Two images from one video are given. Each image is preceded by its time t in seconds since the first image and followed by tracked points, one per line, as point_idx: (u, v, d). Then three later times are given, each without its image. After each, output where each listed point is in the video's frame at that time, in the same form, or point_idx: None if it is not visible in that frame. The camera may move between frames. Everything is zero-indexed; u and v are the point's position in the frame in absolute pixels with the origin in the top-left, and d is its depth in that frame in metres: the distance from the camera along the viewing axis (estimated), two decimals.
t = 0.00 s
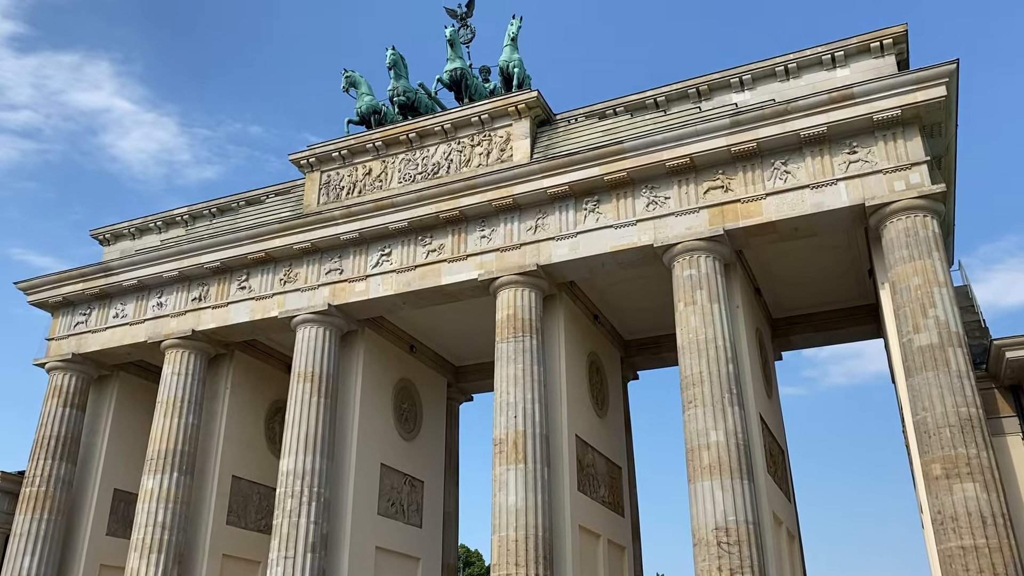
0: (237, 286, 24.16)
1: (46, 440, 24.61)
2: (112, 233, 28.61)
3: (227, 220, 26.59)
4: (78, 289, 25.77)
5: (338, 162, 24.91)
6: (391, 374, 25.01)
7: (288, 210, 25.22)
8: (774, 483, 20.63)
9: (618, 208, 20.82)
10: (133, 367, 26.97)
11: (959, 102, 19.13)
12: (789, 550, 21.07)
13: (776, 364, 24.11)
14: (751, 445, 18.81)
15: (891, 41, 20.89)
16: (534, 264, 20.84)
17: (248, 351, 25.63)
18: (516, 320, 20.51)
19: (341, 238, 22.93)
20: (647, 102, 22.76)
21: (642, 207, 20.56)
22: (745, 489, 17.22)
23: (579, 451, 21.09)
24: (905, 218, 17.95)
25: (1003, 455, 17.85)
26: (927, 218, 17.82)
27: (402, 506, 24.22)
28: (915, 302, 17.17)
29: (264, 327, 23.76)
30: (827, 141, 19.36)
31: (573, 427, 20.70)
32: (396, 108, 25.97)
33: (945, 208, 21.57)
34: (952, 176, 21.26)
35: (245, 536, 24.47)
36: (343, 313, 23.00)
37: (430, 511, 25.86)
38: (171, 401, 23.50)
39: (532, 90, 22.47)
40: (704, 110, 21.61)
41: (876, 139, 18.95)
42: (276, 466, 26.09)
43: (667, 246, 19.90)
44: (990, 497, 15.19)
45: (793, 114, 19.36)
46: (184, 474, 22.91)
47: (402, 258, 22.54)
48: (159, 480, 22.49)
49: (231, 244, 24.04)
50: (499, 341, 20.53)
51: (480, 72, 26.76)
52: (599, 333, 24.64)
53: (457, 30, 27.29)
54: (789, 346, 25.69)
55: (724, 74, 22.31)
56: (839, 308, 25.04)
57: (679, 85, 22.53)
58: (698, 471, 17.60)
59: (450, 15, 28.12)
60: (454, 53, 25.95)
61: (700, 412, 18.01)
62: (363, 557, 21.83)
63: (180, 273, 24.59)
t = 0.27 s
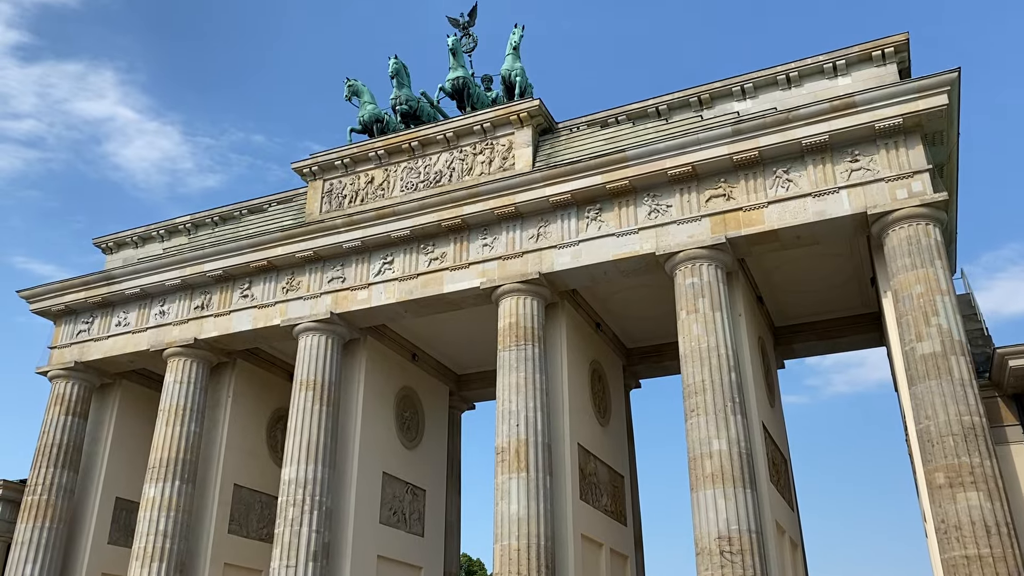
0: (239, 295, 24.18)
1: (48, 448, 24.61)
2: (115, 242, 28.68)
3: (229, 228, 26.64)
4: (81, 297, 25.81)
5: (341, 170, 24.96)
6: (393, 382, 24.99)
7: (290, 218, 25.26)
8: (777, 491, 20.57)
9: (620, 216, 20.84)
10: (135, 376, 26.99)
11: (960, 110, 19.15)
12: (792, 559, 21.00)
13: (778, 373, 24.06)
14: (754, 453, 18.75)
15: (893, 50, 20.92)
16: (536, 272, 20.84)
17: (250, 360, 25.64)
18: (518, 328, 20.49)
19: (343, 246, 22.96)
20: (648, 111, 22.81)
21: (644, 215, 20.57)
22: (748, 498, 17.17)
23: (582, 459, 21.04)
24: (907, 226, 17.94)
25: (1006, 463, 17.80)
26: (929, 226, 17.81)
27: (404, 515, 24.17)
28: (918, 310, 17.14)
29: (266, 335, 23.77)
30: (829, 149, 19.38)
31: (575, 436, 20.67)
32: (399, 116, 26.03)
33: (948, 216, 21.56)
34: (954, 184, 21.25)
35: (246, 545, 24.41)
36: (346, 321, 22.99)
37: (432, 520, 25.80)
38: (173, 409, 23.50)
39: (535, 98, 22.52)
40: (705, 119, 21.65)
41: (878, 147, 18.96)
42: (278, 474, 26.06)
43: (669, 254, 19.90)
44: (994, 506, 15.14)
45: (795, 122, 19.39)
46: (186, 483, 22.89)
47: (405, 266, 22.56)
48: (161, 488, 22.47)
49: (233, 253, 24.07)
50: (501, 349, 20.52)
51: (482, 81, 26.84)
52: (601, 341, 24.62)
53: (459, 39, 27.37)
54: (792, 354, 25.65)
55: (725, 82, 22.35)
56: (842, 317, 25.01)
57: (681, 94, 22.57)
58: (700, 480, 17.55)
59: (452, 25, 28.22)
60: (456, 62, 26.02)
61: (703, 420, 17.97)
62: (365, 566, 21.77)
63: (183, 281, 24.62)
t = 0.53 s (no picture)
0: (242, 301, 24.20)
1: (51, 455, 24.61)
2: (118, 248, 28.72)
3: (232, 234, 26.67)
4: (83, 304, 25.84)
5: (344, 177, 25.00)
6: (395, 388, 24.97)
7: (293, 224, 25.29)
8: (780, 498, 20.52)
9: (622, 222, 20.84)
10: (138, 382, 27.00)
11: (963, 117, 19.16)
12: (795, 567, 20.93)
13: (781, 379, 24.02)
14: (757, 460, 18.70)
15: (895, 56, 20.94)
16: (538, 278, 20.84)
17: (252, 366, 25.64)
18: (521, 334, 20.49)
19: (346, 252, 22.98)
20: (651, 117, 22.84)
21: (646, 221, 20.58)
22: (751, 505, 17.13)
23: (584, 466, 20.99)
24: (910, 232, 17.93)
25: (1010, 470, 17.74)
26: (932, 232, 17.80)
27: (406, 522, 24.13)
28: (921, 317, 17.12)
29: (269, 341, 23.77)
30: (832, 156, 19.38)
31: (577, 442, 20.63)
32: (401, 123, 26.08)
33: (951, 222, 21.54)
34: (957, 191, 21.24)
35: (248, 551, 24.37)
36: (348, 328, 22.99)
37: (434, 527, 25.76)
38: (175, 416, 23.50)
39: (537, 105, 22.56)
40: (707, 125, 21.66)
41: (880, 154, 18.97)
42: (280, 480, 26.03)
43: (671, 261, 19.89)
44: (998, 513, 15.09)
45: (797, 129, 19.40)
46: (188, 489, 22.87)
47: (407, 272, 22.56)
48: (163, 495, 22.45)
49: (236, 259, 24.10)
50: (504, 356, 20.52)
51: (484, 88, 26.88)
52: (604, 348, 24.61)
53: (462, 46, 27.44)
54: (795, 361, 25.61)
55: (728, 89, 22.38)
56: (844, 323, 24.97)
57: (683, 100, 22.60)
58: (703, 487, 17.52)
59: (455, 31, 28.29)
60: (459, 68, 26.08)
61: (706, 427, 17.94)
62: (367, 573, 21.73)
63: (185, 288, 24.65)
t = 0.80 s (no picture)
0: (244, 306, 24.22)
1: (53, 459, 24.63)
2: (121, 253, 28.77)
3: (235, 239, 26.71)
4: (86, 308, 25.88)
5: (346, 181, 25.04)
6: (398, 393, 24.97)
7: (296, 229, 25.33)
8: (783, 503, 20.48)
9: (625, 227, 20.84)
10: (141, 387, 27.02)
11: (965, 122, 19.15)
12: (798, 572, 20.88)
13: (784, 384, 23.98)
14: (760, 465, 18.67)
15: (897, 61, 20.96)
16: (540, 283, 20.85)
17: (255, 371, 25.65)
18: (523, 339, 20.49)
19: (348, 257, 23.00)
20: (653, 122, 22.86)
21: (648, 226, 20.58)
22: (754, 510, 17.09)
23: (586, 471, 20.96)
24: (913, 237, 17.91)
25: (1014, 476, 17.70)
26: (935, 237, 17.78)
27: (409, 527, 24.10)
28: (924, 322, 17.09)
29: (271, 346, 23.78)
30: (834, 161, 19.38)
31: (580, 447, 20.61)
32: (404, 128, 26.12)
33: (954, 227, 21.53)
34: (960, 196, 21.23)
35: (250, 556, 24.35)
36: (350, 332, 23.00)
37: (436, 532, 25.73)
38: (177, 420, 23.51)
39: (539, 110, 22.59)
40: (710, 130, 21.67)
41: (882, 159, 18.96)
42: (282, 485, 26.03)
43: (674, 265, 19.89)
44: (1001, 519, 15.04)
45: (800, 134, 19.41)
46: (190, 494, 22.87)
47: (409, 277, 22.58)
48: (165, 499, 22.45)
49: (239, 263, 24.13)
50: (506, 360, 20.51)
51: (487, 93, 26.92)
52: (606, 352, 24.60)
53: (465, 51, 27.50)
54: (798, 366, 25.57)
55: (730, 94, 22.39)
56: (847, 328, 24.94)
57: (686, 105, 22.62)
58: (706, 492, 17.49)
59: (457, 36, 28.34)
60: (461, 73, 26.12)
61: (708, 432, 17.91)
62: None
63: (188, 292, 24.68)
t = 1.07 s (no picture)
0: (248, 309, 24.25)
1: (57, 461, 24.67)
2: (124, 256, 28.83)
3: (239, 242, 26.75)
4: (90, 311, 25.93)
5: (350, 185, 25.08)
6: (401, 396, 24.98)
7: (299, 232, 25.37)
8: (786, 507, 20.44)
9: (628, 230, 20.85)
10: (144, 390, 27.05)
11: (969, 125, 19.14)
12: None
13: (787, 387, 23.95)
14: (763, 469, 18.65)
15: (900, 65, 20.96)
16: (543, 286, 20.85)
17: (258, 374, 25.67)
18: (526, 342, 20.50)
19: (352, 260, 23.03)
20: (656, 126, 22.88)
21: (651, 229, 20.58)
22: (757, 513, 17.07)
23: (589, 474, 20.95)
24: (916, 241, 17.89)
25: (1018, 480, 17.66)
26: (938, 240, 17.76)
27: (411, 530, 24.09)
28: (928, 325, 17.06)
29: (274, 349, 23.80)
30: (837, 164, 19.38)
31: (583, 451, 20.59)
32: (407, 131, 26.16)
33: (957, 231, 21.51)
34: (963, 199, 21.22)
35: (253, 559, 24.36)
36: (353, 335, 23.01)
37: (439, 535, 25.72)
38: (181, 423, 23.54)
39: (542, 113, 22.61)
40: (713, 133, 21.68)
41: (886, 162, 18.95)
42: (285, 488, 26.03)
43: (677, 269, 19.89)
44: (1005, 523, 15.00)
45: (803, 137, 19.42)
46: (193, 497, 22.88)
47: (412, 280, 22.61)
48: (168, 502, 22.47)
49: (242, 267, 24.17)
50: (509, 364, 20.52)
51: (490, 96, 26.96)
52: (609, 356, 24.60)
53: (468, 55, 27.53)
54: (801, 369, 25.54)
55: (733, 97, 22.41)
56: (850, 332, 24.91)
57: (689, 109, 22.64)
58: (709, 496, 17.46)
59: (461, 40, 28.39)
60: (465, 77, 26.16)
61: (712, 435, 17.89)
62: None
63: (192, 295, 24.72)
